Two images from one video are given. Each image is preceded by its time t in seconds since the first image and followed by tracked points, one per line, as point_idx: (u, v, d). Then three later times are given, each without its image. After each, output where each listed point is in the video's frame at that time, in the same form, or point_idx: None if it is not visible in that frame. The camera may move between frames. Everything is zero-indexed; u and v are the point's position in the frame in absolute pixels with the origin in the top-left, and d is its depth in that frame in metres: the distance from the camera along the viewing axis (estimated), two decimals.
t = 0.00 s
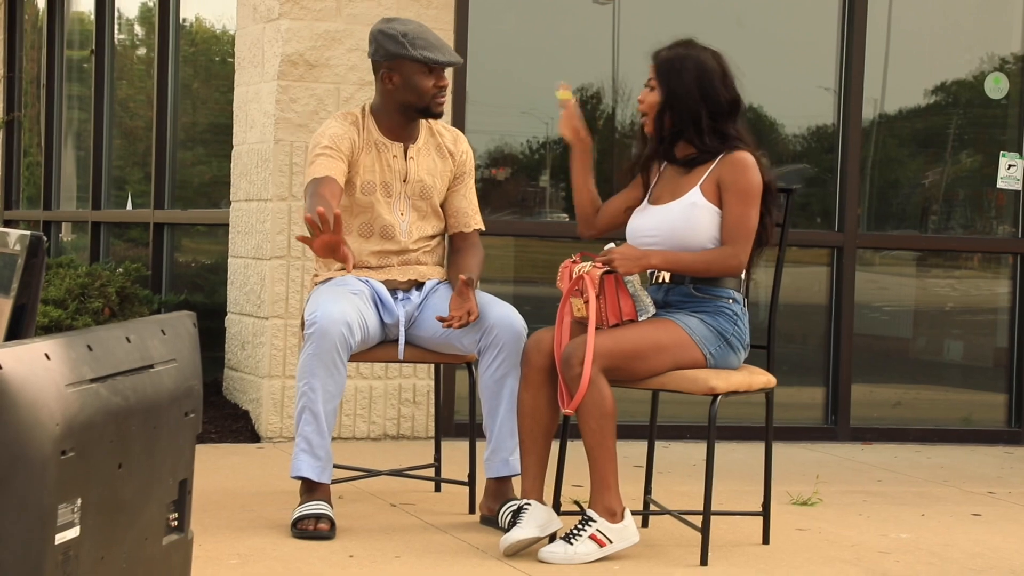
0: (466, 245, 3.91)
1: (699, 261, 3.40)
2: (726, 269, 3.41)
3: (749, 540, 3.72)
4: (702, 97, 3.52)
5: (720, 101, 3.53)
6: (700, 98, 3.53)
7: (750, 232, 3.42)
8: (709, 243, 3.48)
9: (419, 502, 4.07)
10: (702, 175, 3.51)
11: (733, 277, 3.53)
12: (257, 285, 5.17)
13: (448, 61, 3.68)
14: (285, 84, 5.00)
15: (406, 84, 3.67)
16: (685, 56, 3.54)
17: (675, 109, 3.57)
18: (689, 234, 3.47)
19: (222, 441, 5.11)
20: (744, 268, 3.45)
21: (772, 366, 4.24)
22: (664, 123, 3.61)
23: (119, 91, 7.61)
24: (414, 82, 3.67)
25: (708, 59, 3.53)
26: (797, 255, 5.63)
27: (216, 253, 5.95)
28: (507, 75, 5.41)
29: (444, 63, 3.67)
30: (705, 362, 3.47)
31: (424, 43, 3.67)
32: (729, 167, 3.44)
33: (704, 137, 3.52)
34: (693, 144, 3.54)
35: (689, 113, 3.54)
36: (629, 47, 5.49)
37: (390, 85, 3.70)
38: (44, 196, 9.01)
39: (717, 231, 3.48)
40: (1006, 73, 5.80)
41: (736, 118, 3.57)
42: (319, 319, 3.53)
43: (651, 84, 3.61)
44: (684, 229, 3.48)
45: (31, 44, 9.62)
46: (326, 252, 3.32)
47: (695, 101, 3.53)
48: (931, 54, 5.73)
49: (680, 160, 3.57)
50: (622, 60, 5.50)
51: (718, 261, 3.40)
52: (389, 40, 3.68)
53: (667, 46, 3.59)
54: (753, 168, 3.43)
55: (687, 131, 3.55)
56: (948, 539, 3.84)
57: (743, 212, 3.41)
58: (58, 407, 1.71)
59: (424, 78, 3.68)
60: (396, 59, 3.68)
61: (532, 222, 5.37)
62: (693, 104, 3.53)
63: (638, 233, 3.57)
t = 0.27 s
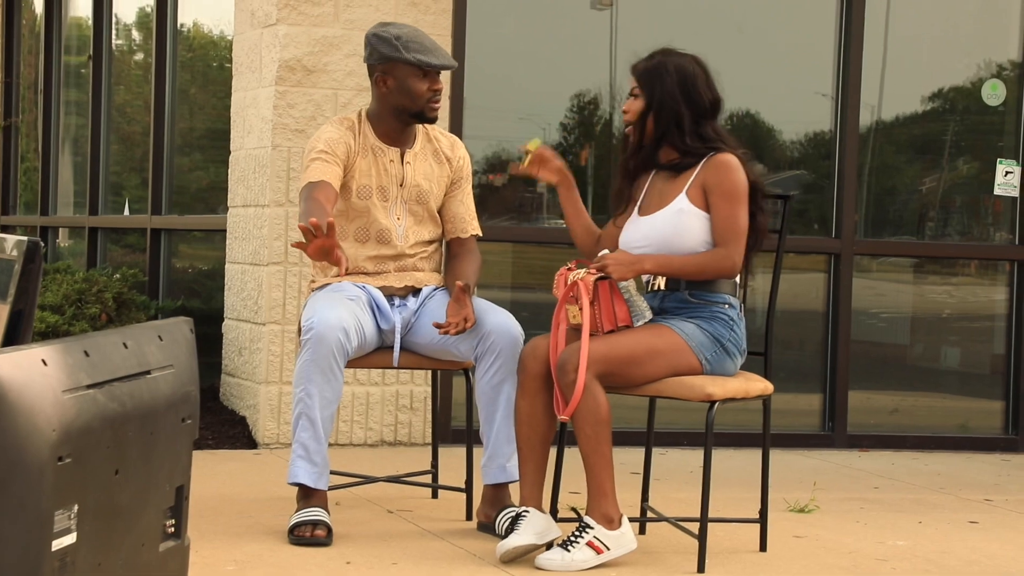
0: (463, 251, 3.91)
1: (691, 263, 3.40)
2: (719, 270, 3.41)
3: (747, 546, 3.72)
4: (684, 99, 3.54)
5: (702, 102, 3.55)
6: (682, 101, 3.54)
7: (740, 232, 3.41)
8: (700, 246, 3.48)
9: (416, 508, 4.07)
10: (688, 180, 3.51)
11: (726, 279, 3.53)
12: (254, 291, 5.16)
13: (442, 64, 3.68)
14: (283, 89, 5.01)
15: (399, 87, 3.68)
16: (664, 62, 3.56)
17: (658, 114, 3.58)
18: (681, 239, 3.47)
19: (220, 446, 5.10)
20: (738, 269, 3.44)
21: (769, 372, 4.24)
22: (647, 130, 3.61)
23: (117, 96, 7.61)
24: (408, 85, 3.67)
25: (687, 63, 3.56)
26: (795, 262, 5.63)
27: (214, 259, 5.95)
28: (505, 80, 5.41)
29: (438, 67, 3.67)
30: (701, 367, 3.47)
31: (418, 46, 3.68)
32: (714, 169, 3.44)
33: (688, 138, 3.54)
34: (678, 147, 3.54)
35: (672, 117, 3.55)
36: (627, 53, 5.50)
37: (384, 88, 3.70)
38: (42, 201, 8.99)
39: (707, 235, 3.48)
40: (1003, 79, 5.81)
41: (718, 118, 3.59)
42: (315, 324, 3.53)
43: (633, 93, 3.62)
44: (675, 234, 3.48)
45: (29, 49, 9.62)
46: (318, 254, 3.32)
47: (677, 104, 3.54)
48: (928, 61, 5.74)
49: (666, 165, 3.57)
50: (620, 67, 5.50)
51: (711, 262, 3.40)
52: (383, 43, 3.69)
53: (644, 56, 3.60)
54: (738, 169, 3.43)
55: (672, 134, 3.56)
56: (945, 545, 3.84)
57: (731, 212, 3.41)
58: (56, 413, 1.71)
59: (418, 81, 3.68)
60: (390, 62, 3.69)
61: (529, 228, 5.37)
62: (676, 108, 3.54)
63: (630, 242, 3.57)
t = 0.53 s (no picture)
0: (462, 250, 3.91)
1: (681, 260, 3.39)
2: (708, 266, 3.40)
3: (747, 546, 3.72)
4: (666, 97, 3.55)
5: (684, 99, 3.56)
6: (664, 98, 3.55)
7: (727, 227, 3.41)
8: (689, 244, 3.47)
9: (416, 508, 4.07)
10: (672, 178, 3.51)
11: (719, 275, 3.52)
12: (253, 291, 5.16)
13: (439, 64, 3.68)
14: (282, 89, 5.01)
15: (398, 86, 3.68)
16: (645, 63, 3.58)
17: (640, 112, 3.58)
18: (669, 237, 3.47)
19: (219, 446, 5.10)
20: (728, 263, 3.43)
21: (768, 372, 4.24)
22: (630, 131, 3.61)
23: (116, 96, 7.60)
24: (405, 84, 3.67)
25: (668, 63, 3.58)
26: (795, 262, 5.62)
27: (213, 259, 5.95)
28: (504, 80, 5.41)
29: (436, 67, 3.68)
30: (697, 364, 3.47)
31: (415, 46, 3.68)
32: (698, 166, 3.45)
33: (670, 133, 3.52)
34: (660, 144, 3.53)
35: (654, 114, 3.55)
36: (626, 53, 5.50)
37: (381, 87, 3.71)
38: (41, 201, 8.99)
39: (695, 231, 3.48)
40: (1003, 79, 5.81)
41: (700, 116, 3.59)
42: (314, 325, 3.53)
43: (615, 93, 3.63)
44: (664, 233, 3.48)
45: (28, 49, 9.61)
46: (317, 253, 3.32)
47: (659, 101, 3.54)
48: (927, 61, 5.74)
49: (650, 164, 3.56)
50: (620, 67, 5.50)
51: (700, 258, 3.39)
52: (380, 42, 3.69)
53: (624, 59, 3.63)
54: (722, 164, 3.43)
55: (654, 131, 3.55)
56: (945, 545, 3.84)
57: (717, 206, 3.41)
58: (55, 413, 1.70)
59: (415, 81, 3.68)
60: (388, 61, 3.69)
61: (528, 228, 5.38)
62: (657, 105, 3.55)
63: (620, 244, 3.57)
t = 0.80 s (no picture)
0: (462, 253, 3.91)
1: (675, 258, 3.38)
2: (703, 262, 3.39)
3: (748, 549, 3.72)
4: (658, 103, 3.53)
5: (675, 108, 3.54)
6: (656, 104, 3.53)
7: (718, 222, 3.40)
8: (679, 242, 3.47)
9: (416, 511, 4.06)
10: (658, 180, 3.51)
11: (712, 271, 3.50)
12: (253, 294, 5.16)
13: (416, 63, 3.64)
14: (282, 92, 5.01)
15: (379, 89, 3.69)
16: (640, 66, 3.56)
17: (631, 115, 3.56)
18: (656, 239, 3.47)
19: (219, 450, 5.09)
20: (724, 258, 3.41)
21: (768, 375, 4.23)
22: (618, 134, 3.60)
23: (116, 100, 7.61)
24: (385, 87, 3.67)
25: (664, 69, 3.56)
26: (795, 265, 5.62)
27: (213, 262, 5.94)
28: (503, 84, 5.41)
29: (414, 67, 3.64)
30: (695, 364, 3.46)
31: (393, 47, 3.66)
32: (681, 165, 3.44)
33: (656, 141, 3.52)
34: (646, 150, 3.53)
35: (645, 119, 3.54)
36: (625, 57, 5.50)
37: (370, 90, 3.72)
38: (41, 205, 8.98)
39: (685, 230, 3.48)
40: (1002, 83, 5.82)
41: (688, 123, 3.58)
42: (314, 328, 3.53)
43: (608, 91, 3.60)
44: (651, 236, 3.47)
45: (27, 52, 9.61)
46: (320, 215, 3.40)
47: (651, 106, 3.53)
48: (926, 64, 5.75)
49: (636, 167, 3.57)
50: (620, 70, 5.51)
51: (693, 256, 3.39)
52: (363, 46, 3.72)
53: (620, 58, 3.60)
54: (705, 161, 3.43)
55: (642, 137, 3.54)
56: (946, 548, 3.83)
57: (705, 203, 3.40)
58: (55, 416, 1.70)
59: (395, 82, 3.67)
60: (372, 65, 3.70)
61: (528, 231, 5.37)
62: (649, 110, 3.53)
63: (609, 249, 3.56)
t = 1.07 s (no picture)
0: (462, 253, 3.92)
1: (662, 255, 3.39)
2: (692, 257, 3.39)
3: (748, 548, 3.72)
4: (648, 110, 3.50)
5: (664, 118, 3.52)
6: (645, 111, 3.50)
7: (702, 217, 3.40)
8: (659, 241, 3.47)
9: (416, 511, 4.06)
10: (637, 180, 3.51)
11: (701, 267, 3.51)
12: (254, 293, 5.16)
13: (436, 65, 3.66)
14: (284, 91, 5.01)
15: (397, 89, 3.67)
16: (643, 69, 3.51)
17: (619, 115, 3.53)
18: (635, 240, 3.47)
19: (220, 449, 5.10)
20: (713, 252, 3.42)
21: (769, 374, 4.23)
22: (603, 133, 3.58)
23: (117, 99, 7.61)
24: (404, 87, 3.66)
25: (666, 78, 3.52)
26: (796, 264, 5.62)
27: (214, 262, 5.95)
28: (504, 83, 5.41)
29: (435, 67, 3.66)
30: (683, 355, 3.45)
31: (412, 48, 3.67)
32: (656, 165, 3.44)
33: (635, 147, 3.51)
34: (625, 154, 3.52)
35: (630, 122, 3.51)
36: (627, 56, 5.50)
37: (383, 90, 3.70)
38: (42, 204, 8.99)
39: (665, 228, 3.48)
40: (1004, 82, 5.82)
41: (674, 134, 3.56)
42: (317, 327, 3.53)
43: (603, 84, 3.57)
44: (630, 237, 3.48)
45: (29, 51, 9.62)
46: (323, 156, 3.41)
47: (639, 112, 3.50)
48: (928, 63, 5.74)
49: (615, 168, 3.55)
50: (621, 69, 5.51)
51: (680, 251, 3.39)
52: (378, 46, 3.68)
53: (626, 54, 3.55)
54: (680, 159, 3.42)
55: (622, 139, 3.52)
56: (946, 547, 3.84)
57: (684, 200, 3.40)
58: (56, 415, 1.71)
59: (414, 82, 3.67)
60: (387, 65, 3.68)
61: (529, 230, 5.38)
62: (636, 115, 3.50)
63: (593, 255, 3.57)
